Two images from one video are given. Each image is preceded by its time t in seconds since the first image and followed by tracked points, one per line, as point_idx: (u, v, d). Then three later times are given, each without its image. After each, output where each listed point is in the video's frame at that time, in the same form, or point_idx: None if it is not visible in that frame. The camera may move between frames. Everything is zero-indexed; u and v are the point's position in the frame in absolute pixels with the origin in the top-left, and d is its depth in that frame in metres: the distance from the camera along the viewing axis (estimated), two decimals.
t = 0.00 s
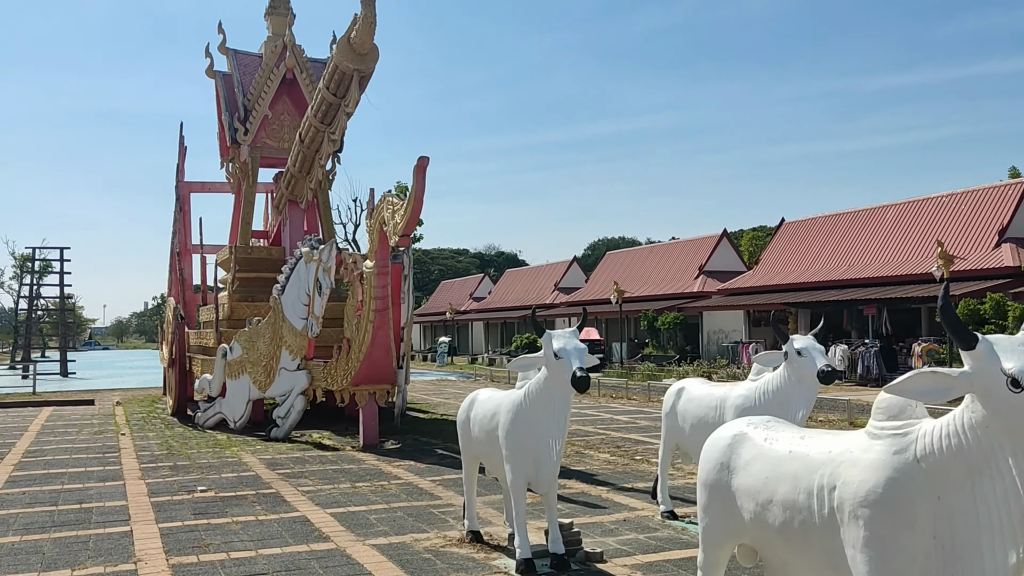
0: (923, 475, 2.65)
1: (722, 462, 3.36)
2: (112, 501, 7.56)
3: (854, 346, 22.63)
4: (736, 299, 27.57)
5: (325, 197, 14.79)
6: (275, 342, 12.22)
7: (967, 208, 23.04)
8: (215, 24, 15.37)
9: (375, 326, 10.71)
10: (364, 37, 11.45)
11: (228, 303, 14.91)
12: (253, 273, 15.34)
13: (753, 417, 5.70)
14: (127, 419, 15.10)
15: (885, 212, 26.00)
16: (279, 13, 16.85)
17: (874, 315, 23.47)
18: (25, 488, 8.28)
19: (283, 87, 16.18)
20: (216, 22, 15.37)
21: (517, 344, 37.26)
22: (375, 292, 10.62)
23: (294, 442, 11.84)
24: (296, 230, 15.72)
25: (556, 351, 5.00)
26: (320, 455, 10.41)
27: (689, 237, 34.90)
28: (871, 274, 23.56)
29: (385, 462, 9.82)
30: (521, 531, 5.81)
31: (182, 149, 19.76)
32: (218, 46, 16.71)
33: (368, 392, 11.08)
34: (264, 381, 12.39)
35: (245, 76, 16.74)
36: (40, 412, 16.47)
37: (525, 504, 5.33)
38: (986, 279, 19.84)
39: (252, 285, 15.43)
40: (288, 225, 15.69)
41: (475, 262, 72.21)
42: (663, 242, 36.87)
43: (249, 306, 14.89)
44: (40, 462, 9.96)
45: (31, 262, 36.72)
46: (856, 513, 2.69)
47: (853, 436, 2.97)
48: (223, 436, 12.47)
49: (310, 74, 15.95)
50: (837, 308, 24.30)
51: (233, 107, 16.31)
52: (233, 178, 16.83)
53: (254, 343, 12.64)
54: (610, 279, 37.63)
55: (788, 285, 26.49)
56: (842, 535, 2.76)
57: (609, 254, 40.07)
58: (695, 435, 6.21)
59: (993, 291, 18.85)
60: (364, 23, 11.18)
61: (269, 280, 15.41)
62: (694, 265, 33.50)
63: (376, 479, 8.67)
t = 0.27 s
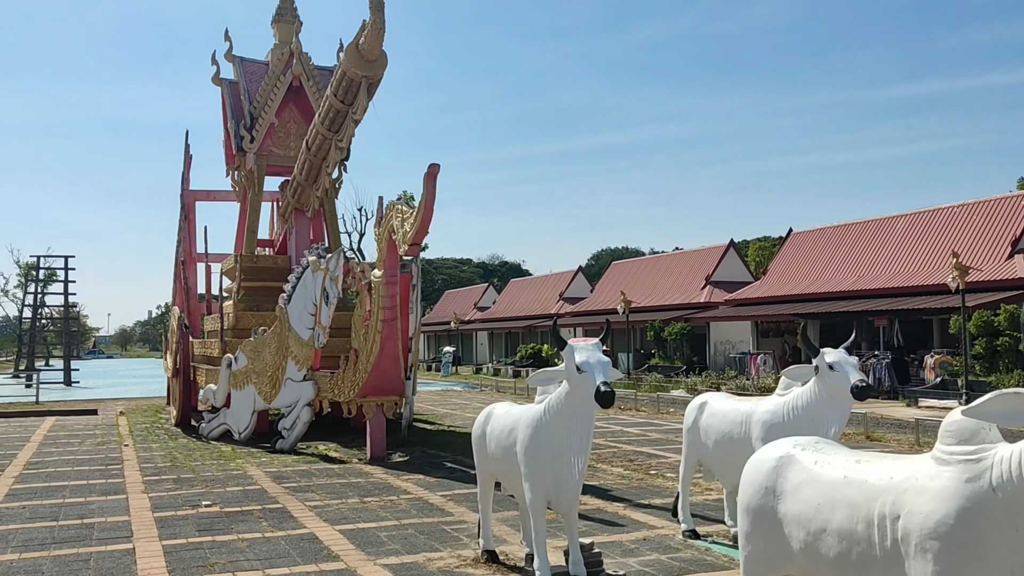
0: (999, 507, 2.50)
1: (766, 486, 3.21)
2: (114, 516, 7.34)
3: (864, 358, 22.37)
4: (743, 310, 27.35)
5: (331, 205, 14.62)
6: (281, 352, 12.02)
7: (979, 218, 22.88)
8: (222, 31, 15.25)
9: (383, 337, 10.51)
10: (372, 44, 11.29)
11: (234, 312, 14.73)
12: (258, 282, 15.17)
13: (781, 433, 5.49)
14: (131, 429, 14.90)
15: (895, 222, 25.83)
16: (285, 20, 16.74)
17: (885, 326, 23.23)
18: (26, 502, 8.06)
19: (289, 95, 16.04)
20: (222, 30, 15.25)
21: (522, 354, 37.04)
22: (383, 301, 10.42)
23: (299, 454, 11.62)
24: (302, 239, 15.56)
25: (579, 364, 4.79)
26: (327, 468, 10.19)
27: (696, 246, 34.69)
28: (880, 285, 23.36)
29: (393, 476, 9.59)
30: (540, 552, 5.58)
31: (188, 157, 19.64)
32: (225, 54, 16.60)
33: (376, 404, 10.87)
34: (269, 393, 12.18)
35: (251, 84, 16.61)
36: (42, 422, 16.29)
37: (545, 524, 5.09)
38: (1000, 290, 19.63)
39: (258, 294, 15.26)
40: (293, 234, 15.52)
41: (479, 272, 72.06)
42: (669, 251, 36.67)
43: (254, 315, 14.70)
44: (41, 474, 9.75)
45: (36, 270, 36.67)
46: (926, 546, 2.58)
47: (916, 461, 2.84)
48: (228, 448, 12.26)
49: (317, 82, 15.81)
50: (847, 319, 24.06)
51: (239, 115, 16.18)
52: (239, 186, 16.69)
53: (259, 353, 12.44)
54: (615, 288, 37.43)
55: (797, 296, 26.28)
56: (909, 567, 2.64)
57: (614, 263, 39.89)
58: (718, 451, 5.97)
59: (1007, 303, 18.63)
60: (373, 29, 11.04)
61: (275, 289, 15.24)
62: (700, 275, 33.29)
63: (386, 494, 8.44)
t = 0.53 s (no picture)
0: None
1: (825, 504, 2.99)
2: (118, 529, 7.11)
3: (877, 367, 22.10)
4: (753, 318, 27.09)
5: (340, 210, 14.43)
6: (290, 360, 11.81)
7: (993, 226, 22.65)
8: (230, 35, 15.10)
9: (394, 344, 10.29)
10: (383, 46, 11.11)
11: (241, 319, 14.52)
12: (266, 288, 14.99)
13: (816, 444, 5.26)
14: (136, 438, 14.68)
15: (906, 229, 25.59)
16: (294, 24, 16.59)
17: (898, 334, 22.91)
18: (28, 514, 7.84)
19: (298, 99, 15.88)
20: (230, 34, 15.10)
21: (528, 362, 36.79)
22: (395, 307, 10.21)
23: (307, 463, 11.39)
24: (310, 245, 15.37)
25: (608, 371, 4.55)
26: (336, 478, 9.96)
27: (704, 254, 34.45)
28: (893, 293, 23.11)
29: (405, 487, 9.34)
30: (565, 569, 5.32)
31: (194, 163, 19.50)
32: (232, 58, 16.45)
33: (387, 412, 10.65)
34: (277, 401, 11.96)
35: (259, 88, 16.46)
36: (45, 431, 16.06)
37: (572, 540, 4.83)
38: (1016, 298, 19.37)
39: (265, 301, 15.07)
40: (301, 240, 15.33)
41: (484, 280, 71.87)
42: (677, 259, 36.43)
43: (261, 322, 14.50)
44: (44, 484, 9.52)
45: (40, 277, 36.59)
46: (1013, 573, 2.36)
47: (994, 482, 2.64)
48: (235, 457, 12.03)
49: (325, 86, 15.65)
50: (859, 327, 23.78)
51: (247, 119, 16.03)
52: (246, 192, 16.54)
53: (267, 361, 12.23)
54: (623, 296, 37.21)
55: (807, 304, 26.00)
56: None
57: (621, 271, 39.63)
58: (747, 463, 5.73)
59: None
60: (384, 31, 10.86)
61: (283, 296, 15.06)
62: (709, 283, 33.04)
63: (398, 505, 8.20)
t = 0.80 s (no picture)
0: None
1: (891, 536, 2.80)
2: (124, 546, 6.88)
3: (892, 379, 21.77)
4: (765, 328, 26.80)
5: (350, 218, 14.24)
6: (299, 370, 11.60)
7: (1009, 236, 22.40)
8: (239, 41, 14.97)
9: (406, 355, 10.07)
10: (396, 50, 10.95)
11: (249, 328, 14.33)
12: (274, 297, 14.82)
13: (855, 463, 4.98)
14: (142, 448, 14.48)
15: (920, 239, 25.32)
16: (303, 30, 16.47)
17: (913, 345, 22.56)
18: (31, 528, 7.62)
19: (307, 105, 15.74)
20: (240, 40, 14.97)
21: (536, 372, 36.52)
22: (407, 317, 10.01)
23: (317, 476, 11.16)
24: (319, 253, 15.19)
25: (642, 387, 4.32)
26: (347, 491, 9.73)
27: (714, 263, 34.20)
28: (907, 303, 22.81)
29: (417, 501, 9.10)
30: None
31: (202, 170, 19.37)
32: (241, 64, 16.32)
33: (398, 424, 10.43)
34: (286, 412, 11.75)
35: (268, 94, 16.31)
36: (49, 441, 15.85)
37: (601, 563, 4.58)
38: None
39: (274, 310, 14.89)
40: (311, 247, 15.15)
41: (490, 288, 71.63)
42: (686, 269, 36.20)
43: (270, 331, 14.30)
44: (48, 497, 9.31)
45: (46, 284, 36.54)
46: None
47: None
48: (242, 469, 11.80)
49: (336, 92, 15.51)
50: (873, 338, 23.47)
51: (256, 126, 15.88)
52: (255, 199, 16.39)
53: (276, 371, 12.02)
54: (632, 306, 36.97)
55: (820, 314, 25.68)
56: None
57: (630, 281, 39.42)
58: (779, 482, 5.45)
59: None
60: (397, 35, 10.70)
61: (292, 305, 14.87)
62: (719, 293, 32.75)
63: (411, 521, 7.96)
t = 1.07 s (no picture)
0: None
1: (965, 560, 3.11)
2: (128, 558, 6.67)
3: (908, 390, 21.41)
4: (776, 338, 26.51)
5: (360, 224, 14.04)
6: (308, 378, 11.40)
7: None
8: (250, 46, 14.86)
9: (419, 362, 9.85)
10: (409, 53, 10.80)
11: (257, 335, 14.13)
12: (283, 304, 14.64)
13: (896, 478, 4.73)
14: (148, 457, 14.28)
15: (935, 249, 25.04)
16: (314, 34, 16.37)
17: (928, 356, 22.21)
18: (33, 539, 7.41)
19: (318, 110, 15.59)
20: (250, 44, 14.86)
21: (544, 381, 36.26)
22: (420, 324, 9.81)
23: (326, 486, 10.94)
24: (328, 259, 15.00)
25: (675, 397, 4.08)
26: (357, 502, 9.49)
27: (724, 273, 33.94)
28: (921, 313, 22.51)
29: (430, 513, 8.86)
30: None
31: (211, 176, 19.26)
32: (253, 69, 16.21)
33: (410, 433, 10.22)
34: (295, 420, 11.54)
35: (279, 99, 16.18)
36: (55, 448, 15.66)
37: None
38: None
39: (282, 317, 14.71)
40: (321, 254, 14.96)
41: (497, 298, 71.44)
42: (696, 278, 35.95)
43: (278, 337, 14.11)
44: (52, 506, 9.10)
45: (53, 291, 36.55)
46: None
47: None
48: (250, 478, 11.58)
49: (346, 97, 15.37)
50: (887, 349, 23.14)
51: (266, 130, 15.73)
52: (264, 205, 16.25)
53: (285, 379, 11.82)
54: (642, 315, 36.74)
55: (833, 324, 25.38)
56: None
57: (639, 290, 39.18)
58: (812, 497, 5.19)
59: None
60: (411, 38, 10.55)
61: (300, 311, 14.70)
62: (729, 302, 32.48)
63: (424, 534, 7.70)
